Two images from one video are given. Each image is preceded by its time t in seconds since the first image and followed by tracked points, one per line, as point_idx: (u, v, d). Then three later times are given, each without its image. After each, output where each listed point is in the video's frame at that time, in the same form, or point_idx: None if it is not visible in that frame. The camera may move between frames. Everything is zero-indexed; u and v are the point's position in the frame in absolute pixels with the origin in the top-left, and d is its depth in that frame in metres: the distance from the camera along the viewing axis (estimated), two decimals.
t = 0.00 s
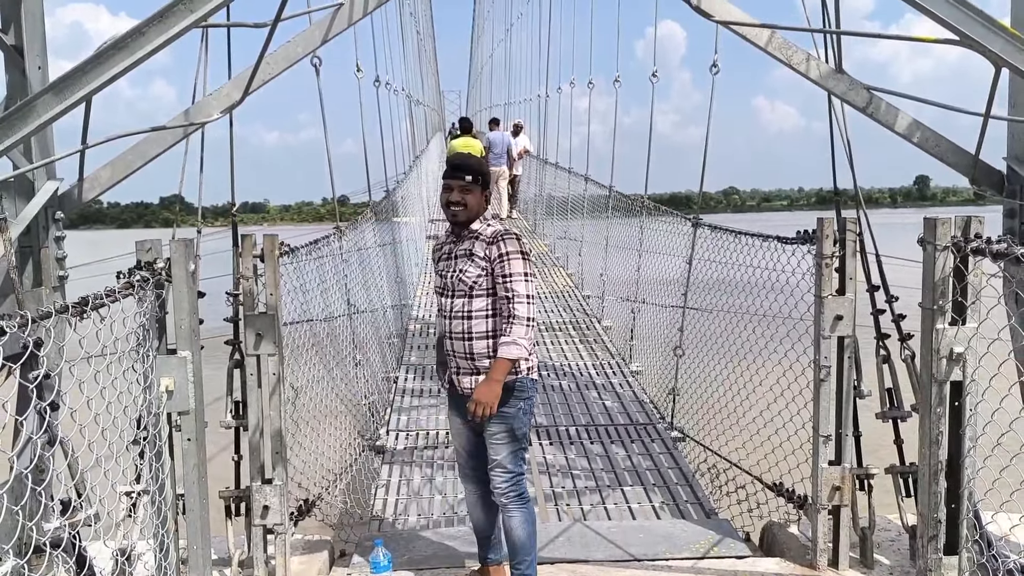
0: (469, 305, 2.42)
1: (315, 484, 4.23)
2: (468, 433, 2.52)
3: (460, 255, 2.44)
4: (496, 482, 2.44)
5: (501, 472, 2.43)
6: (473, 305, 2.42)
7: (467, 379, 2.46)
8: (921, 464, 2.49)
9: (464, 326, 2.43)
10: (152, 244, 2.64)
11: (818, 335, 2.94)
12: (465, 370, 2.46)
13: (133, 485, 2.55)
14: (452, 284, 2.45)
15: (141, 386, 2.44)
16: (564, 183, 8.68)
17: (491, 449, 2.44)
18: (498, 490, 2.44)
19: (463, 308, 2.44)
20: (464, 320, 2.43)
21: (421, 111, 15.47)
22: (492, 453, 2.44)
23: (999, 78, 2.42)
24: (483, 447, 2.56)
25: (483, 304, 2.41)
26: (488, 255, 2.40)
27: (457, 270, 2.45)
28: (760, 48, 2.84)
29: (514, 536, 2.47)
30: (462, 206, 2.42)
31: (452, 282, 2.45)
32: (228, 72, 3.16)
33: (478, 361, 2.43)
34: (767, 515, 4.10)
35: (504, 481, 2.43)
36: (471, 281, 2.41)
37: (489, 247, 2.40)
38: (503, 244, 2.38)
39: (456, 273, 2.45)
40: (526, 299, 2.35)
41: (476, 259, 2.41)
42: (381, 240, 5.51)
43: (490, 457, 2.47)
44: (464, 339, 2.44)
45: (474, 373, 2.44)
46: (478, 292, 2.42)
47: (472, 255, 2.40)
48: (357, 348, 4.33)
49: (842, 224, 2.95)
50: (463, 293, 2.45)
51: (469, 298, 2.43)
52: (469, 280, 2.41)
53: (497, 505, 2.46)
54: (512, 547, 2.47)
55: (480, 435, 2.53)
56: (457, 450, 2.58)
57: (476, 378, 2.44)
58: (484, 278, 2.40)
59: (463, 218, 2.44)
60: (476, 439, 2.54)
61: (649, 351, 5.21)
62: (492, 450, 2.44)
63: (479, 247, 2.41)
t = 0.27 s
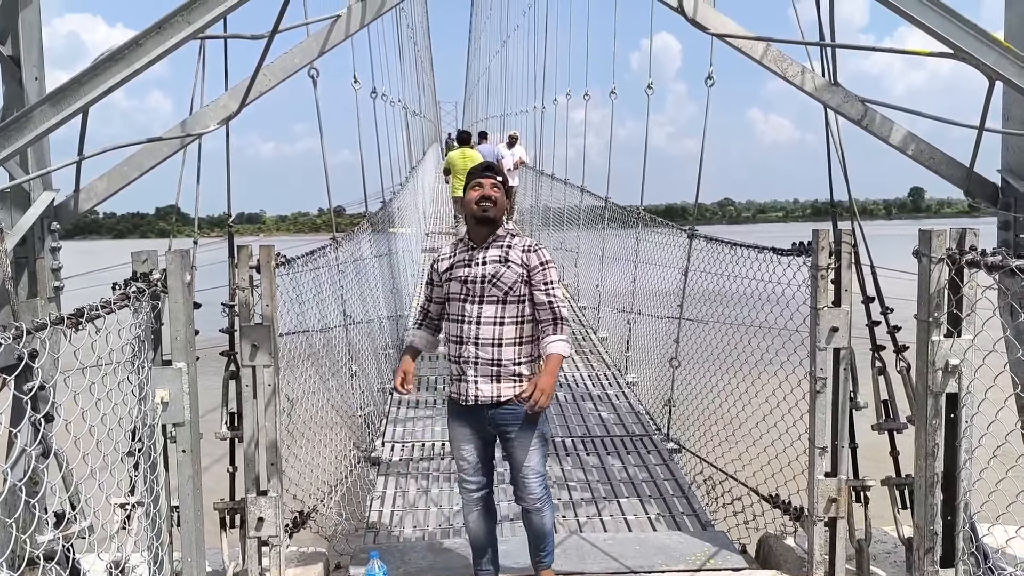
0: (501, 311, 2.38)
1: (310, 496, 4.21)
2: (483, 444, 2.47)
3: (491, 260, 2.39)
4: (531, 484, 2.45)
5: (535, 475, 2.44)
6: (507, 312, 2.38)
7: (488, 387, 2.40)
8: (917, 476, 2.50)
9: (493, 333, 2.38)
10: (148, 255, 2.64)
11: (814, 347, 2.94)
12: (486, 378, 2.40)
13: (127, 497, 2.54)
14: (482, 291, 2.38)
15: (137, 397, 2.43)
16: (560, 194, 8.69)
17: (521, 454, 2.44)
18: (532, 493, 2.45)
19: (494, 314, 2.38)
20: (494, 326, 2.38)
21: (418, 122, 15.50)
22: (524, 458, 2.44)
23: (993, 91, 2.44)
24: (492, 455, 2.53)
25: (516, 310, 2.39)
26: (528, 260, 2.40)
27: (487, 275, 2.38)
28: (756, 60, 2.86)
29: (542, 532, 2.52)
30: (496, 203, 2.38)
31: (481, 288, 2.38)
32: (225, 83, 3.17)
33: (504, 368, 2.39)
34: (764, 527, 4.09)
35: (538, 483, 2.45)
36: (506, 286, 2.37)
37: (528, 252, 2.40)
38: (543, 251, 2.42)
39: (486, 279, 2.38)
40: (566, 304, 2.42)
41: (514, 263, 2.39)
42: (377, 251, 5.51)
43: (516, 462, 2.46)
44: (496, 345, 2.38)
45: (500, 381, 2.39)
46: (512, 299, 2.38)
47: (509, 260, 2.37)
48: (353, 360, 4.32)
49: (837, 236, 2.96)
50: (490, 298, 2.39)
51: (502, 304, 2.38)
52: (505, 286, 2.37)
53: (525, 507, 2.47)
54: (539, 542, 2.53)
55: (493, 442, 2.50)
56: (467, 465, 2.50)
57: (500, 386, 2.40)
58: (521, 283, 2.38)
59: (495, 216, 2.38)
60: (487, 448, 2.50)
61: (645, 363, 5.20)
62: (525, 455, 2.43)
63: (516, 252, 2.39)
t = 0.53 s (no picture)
0: (532, 326, 2.39)
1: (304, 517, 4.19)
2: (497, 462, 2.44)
3: (518, 275, 2.42)
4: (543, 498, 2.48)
5: (548, 490, 2.47)
6: (537, 327, 2.40)
7: (519, 402, 2.39)
8: (911, 496, 2.50)
9: (525, 348, 2.38)
10: (142, 275, 2.65)
11: (808, 366, 2.95)
12: (518, 393, 2.39)
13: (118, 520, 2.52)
14: (513, 307, 2.38)
15: (129, 419, 2.42)
16: (554, 213, 8.71)
17: (539, 470, 2.45)
18: (542, 508, 2.47)
19: (525, 329, 2.39)
20: (526, 341, 2.39)
21: (413, 141, 15.55)
22: (542, 474, 2.46)
23: (982, 113, 2.46)
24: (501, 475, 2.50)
25: (543, 324, 2.42)
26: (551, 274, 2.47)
27: (516, 290, 2.40)
28: (748, 82, 2.89)
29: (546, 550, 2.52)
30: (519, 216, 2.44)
31: (513, 304, 2.38)
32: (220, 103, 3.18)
33: (533, 383, 2.40)
34: (759, 547, 4.07)
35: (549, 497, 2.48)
36: (536, 301, 2.40)
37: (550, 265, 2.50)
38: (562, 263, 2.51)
39: (515, 294, 2.40)
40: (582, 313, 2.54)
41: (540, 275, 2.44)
42: (372, 270, 5.51)
43: (530, 477, 2.47)
44: (532, 361, 2.39)
45: (529, 395, 2.40)
46: (541, 313, 2.41)
47: (536, 275, 2.42)
48: (347, 379, 4.30)
49: (829, 255, 2.98)
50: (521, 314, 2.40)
51: (533, 318, 2.40)
52: (535, 300, 2.40)
53: (533, 523, 2.48)
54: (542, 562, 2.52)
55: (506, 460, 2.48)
56: (478, 485, 2.44)
57: (530, 401, 2.40)
58: (548, 297, 2.44)
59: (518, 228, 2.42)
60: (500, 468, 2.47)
61: (640, 382, 5.20)
62: (542, 471, 2.45)
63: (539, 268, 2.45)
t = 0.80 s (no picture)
0: (539, 336, 2.41)
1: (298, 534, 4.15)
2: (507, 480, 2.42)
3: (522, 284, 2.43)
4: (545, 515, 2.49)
5: (551, 507, 2.49)
6: (543, 337, 2.41)
7: (531, 414, 2.40)
8: (907, 511, 2.49)
9: (534, 359, 2.40)
10: (135, 292, 2.63)
11: (802, 380, 2.95)
12: (530, 405, 2.39)
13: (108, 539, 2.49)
14: (520, 318, 2.39)
15: (121, 437, 2.40)
16: (549, 229, 8.73)
17: (544, 487, 2.47)
18: (543, 525, 2.48)
19: (533, 340, 2.40)
20: (535, 352, 2.40)
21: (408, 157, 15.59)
22: (547, 491, 2.47)
23: (973, 128, 2.48)
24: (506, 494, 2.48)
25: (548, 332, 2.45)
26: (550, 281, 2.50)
27: (521, 302, 2.41)
28: (740, 97, 2.91)
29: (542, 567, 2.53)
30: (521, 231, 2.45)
31: (520, 314, 2.39)
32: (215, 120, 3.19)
33: (544, 392, 2.42)
34: (755, 564, 4.05)
35: (551, 514, 2.50)
36: (541, 310, 2.43)
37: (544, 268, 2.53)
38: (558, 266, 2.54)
39: (521, 305, 2.40)
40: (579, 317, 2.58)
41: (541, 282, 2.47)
42: (366, 286, 5.50)
43: (533, 494, 2.48)
44: (541, 370, 2.40)
45: (540, 405, 2.41)
46: (546, 322, 2.44)
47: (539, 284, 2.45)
48: (341, 395, 4.29)
49: (823, 270, 2.99)
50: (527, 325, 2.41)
51: (539, 328, 2.42)
52: (541, 309, 2.42)
53: (535, 540, 2.48)
54: None
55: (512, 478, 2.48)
56: (488, 504, 2.41)
57: (541, 413, 2.41)
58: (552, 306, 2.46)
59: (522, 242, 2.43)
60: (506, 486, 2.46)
61: (635, 397, 5.19)
62: (547, 488, 2.47)
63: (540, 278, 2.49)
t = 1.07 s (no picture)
0: (538, 397, 2.47)
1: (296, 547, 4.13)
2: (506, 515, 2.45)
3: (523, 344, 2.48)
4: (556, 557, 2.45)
5: (562, 548, 2.45)
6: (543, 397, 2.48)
7: (531, 471, 2.45)
8: (907, 524, 2.49)
9: (534, 420, 2.46)
10: (133, 305, 2.62)
11: (801, 392, 2.95)
12: (530, 464, 2.45)
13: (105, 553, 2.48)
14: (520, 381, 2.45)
15: (118, 450, 2.40)
16: (547, 240, 8.74)
17: (551, 525, 2.46)
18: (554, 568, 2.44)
19: (532, 403, 2.46)
20: (534, 415, 2.46)
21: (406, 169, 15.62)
22: (554, 529, 2.46)
23: (969, 141, 2.50)
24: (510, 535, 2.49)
25: (547, 388, 2.51)
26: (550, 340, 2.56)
27: (522, 362, 2.46)
28: (738, 110, 2.92)
29: None
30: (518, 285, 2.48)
31: (522, 379, 2.46)
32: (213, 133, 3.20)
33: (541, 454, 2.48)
34: None
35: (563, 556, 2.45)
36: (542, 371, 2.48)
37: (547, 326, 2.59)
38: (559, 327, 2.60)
39: (520, 367, 2.46)
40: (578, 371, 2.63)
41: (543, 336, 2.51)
42: (364, 298, 5.50)
43: (541, 535, 2.46)
44: (540, 430, 2.47)
45: (539, 464, 2.47)
46: (545, 381, 2.49)
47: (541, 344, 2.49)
48: (339, 407, 4.28)
49: (821, 281, 2.99)
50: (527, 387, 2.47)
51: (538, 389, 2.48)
52: (541, 370, 2.47)
53: None
54: None
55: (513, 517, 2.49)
56: (489, 540, 2.42)
57: (540, 469, 2.47)
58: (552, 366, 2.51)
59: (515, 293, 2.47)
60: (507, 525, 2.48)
61: (633, 409, 5.18)
62: (554, 525, 2.45)
63: (543, 335, 2.51)
